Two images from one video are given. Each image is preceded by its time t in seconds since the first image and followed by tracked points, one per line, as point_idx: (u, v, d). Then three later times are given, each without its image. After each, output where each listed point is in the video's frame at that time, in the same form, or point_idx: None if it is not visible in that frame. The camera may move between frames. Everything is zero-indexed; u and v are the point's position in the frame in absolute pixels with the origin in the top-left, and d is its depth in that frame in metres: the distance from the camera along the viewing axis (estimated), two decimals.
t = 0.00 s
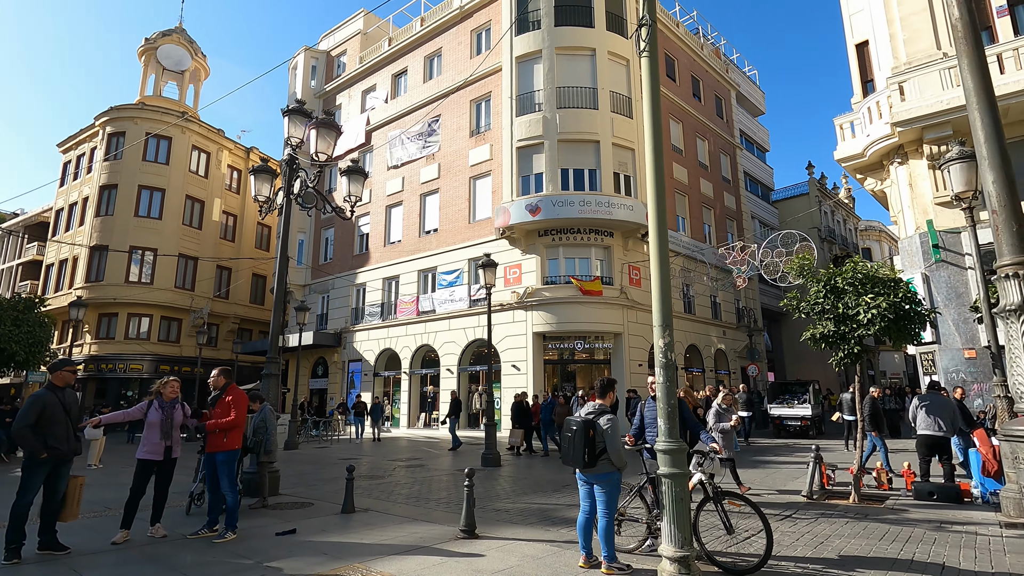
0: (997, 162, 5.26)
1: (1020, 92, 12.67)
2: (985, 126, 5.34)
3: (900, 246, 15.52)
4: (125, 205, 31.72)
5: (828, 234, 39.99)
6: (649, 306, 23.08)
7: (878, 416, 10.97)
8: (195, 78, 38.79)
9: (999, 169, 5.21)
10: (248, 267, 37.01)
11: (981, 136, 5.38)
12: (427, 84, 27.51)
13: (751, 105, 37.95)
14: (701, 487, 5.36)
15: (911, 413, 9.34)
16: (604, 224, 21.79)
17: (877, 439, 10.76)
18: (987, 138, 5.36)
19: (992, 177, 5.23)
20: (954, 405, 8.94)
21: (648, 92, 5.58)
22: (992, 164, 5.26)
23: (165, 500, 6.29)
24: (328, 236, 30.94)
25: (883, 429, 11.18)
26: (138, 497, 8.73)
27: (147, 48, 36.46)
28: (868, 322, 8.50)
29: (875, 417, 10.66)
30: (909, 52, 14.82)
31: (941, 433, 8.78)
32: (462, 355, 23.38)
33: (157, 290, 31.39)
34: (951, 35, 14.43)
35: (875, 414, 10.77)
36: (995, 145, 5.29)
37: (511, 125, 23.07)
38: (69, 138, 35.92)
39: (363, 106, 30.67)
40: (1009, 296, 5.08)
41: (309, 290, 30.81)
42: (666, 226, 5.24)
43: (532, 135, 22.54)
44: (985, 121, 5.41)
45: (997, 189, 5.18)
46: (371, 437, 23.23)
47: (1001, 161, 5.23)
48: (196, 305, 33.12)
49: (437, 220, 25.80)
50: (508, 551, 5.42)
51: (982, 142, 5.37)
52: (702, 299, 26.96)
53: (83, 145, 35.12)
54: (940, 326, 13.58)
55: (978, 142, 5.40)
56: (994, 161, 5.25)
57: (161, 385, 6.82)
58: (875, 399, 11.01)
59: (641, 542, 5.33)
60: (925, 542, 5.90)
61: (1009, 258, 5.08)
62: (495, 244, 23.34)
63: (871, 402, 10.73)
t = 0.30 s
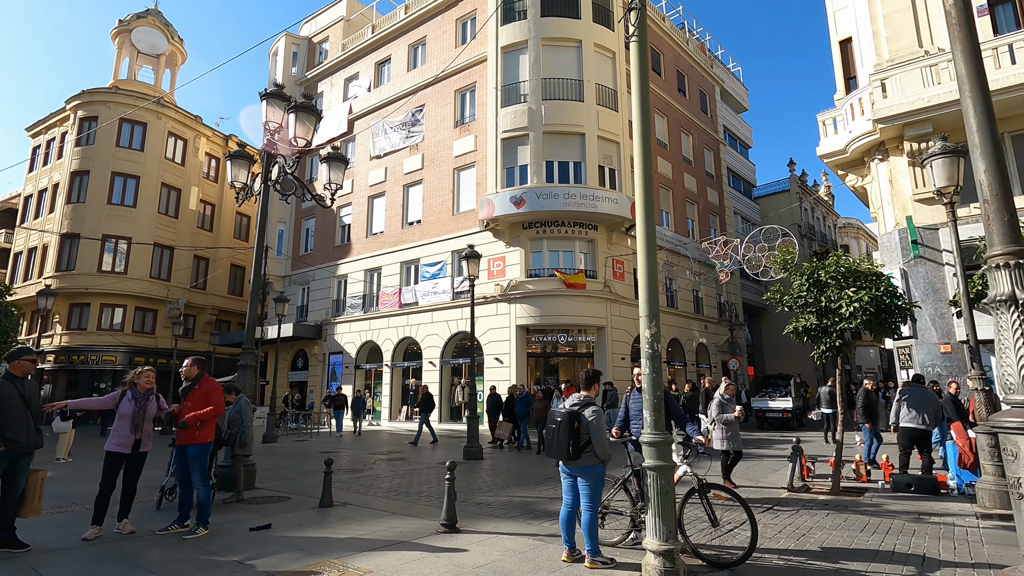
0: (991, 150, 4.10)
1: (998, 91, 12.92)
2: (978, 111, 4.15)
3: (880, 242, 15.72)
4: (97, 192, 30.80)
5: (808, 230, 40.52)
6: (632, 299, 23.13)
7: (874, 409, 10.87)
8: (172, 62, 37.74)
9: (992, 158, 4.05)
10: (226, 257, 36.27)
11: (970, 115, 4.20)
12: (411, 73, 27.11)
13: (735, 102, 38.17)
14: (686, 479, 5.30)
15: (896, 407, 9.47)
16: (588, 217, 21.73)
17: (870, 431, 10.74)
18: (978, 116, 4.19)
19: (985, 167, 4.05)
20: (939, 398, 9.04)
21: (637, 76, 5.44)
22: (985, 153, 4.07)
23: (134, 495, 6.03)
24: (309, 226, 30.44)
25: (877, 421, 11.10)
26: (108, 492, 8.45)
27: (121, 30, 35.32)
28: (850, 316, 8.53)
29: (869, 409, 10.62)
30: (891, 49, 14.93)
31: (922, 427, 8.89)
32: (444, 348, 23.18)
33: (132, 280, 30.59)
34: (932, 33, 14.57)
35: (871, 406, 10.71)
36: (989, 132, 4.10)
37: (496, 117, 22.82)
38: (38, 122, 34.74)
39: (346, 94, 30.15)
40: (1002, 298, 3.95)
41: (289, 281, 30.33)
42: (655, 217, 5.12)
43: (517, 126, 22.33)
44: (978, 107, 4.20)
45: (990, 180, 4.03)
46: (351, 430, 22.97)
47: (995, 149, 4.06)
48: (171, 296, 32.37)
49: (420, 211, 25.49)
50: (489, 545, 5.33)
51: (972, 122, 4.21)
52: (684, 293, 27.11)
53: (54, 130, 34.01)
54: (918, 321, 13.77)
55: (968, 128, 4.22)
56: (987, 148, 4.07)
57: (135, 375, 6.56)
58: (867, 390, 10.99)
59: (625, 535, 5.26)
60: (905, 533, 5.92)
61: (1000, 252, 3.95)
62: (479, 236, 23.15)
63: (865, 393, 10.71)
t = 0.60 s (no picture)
0: (989, 138, 3.96)
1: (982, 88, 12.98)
2: (975, 95, 4.02)
3: (863, 238, 15.81)
4: (70, 181, 29.89)
5: (791, 227, 40.86)
6: (618, 294, 23.06)
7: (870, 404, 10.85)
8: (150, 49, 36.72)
9: (992, 145, 3.92)
10: (205, 249, 35.52)
11: (967, 100, 4.08)
12: (396, 63, 26.65)
13: (721, 99, 38.24)
14: (671, 477, 5.18)
15: (879, 403, 9.46)
16: (574, 212, 21.59)
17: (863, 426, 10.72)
18: (975, 102, 4.05)
19: (983, 155, 3.93)
20: (922, 394, 9.04)
21: (625, 58, 5.24)
22: (983, 140, 3.94)
23: (96, 495, 5.74)
24: (291, 218, 29.92)
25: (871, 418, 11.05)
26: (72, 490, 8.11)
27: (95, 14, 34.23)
28: (835, 311, 8.49)
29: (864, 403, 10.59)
30: (877, 46, 14.95)
31: (905, 423, 8.89)
32: (428, 343, 22.92)
33: (107, 272, 29.76)
34: (918, 31, 14.61)
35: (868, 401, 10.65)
36: (988, 118, 3.97)
37: (482, 109, 22.54)
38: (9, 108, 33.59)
39: (329, 84, 29.59)
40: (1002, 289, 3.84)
41: (270, 274, 29.81)
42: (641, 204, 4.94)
43: (503, 119, 22.07)
44: (977, 92, 4.06)
45: (987, 169, 3.91)
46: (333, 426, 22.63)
47: (993, 137, 3.93)
48: (148, 289, 31.59)
49: (404, 204, 25.13)
50: (468, 545, 5.15)
51: (968, 107, 4.08)
52: (670, 289, 27.13)
53: (25, 116, 32.91)
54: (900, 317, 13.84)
55: (966, 113, 4.07)
56: (985, 136, 3.94)
57: (100, 368, 6.23)
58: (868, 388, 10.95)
59: (608, 535, 5.10)
60: (889, 530, 5.87)
61: (998, 242, 3.83)
62: (464, 229, 22.88)
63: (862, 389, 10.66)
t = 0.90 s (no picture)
0: (996, 128, 3.46)
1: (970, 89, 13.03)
2: (981, 80, 3.51)
3: (851, 238, 15.83)
4: (48, 174, 29.17)
5: (779, 227, 41.06)
6: (606, 293, 22.95)
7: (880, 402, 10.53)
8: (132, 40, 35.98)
9: (998, 135, 3.43)
10: (189, 245, 34.90)
11: (972, 85, 3.57)
12: (384, 58, 26.31)
13: (710, 99, 38.31)
14: (662, 478, 5.03)
15: (864, 403, 9.41)
16: (563, 210, 21.42)
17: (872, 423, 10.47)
18: (978, 87, 3.55)
19: (989, 145, 3.44)
20: (909, 394, 9.02)
21: (616, 45, 5.04)
22: (989, 130, 3.44)
23: (59, 498, 5.44)
24: (276, 214, 29.48)
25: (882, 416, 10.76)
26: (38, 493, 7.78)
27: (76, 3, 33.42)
28: (826, 310, 8.40)
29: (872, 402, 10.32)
30: (866, 46, 14.94)
31: (893, 423, 8.83)
32: (415, 341, 22.65)
33: (86, 268, 29.08)
34: (907, 32, 14.63)
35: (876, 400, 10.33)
36: (995, 104, 3.48)
37: (471, 105, 22.31)
38: None
39: (316, 79, 29.17)
40: (1008, 290, 3.37)
41: (255, 271, 29.36)
42: (631, 195, 4.77)
43: (492, 115, 21.85)
44: (981, 76, 3.57)
45: (993, 160, 3.41)
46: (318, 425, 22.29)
47: (1000, 126, 3.44)
48: (129, 285, 30.94)
49: (391, 201, 24.82)
50: (450, 550, 4.95)
51: (973, 93, 3.57)
52: (658, 288, 27.09)
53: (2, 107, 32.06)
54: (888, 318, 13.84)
55: (970, 100, 3.58)
56: (991, 124, 3.45)
57: (64, 365, 5.91)
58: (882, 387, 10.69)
59: (597, 538, 4.93)
60: (881, 532, 5.75)
61: (1003, 237, 3.36)
62: (452, 226, 22.63)
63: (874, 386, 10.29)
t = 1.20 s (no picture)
0: (1013, 110, 3.30)
1: (961, 85, 13.01)
2: (999, 61, 3.34)
3: (842, 234, 15.82)
4: (26, 164, 28.38)
5: (767, 224, 41.25)
6: (596, 288, 22.84)
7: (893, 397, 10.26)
8: (114, 28, 35.12)
9: (1016, 116, 3.26)
10: (172, 238, 34.23)
11: (989, 65, 3.40)
12: (373, 49, 25.90)
13: (701, 95, 38.27)
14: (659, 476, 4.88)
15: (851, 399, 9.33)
16: (554, 204, 21.24)
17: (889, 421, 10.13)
18: (994, 65, 3.37)
19: (1005, 128, 3.27)
20: (897, 390, 8.98)
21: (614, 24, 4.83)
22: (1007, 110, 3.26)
23: (25, 497, 5.15)
24: (263, 207, 29.00)
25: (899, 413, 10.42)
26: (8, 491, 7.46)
27: None
28: (821, 304, 8.29)
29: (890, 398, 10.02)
30: (858, 41, 14.88)
31: (882, 418, 8.77)
32: (404, 336, 22.37)
33: (66, 260, 28.37)
34: (899, 27, 14.59)
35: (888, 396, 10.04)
36: (1013, 85, 3.30)
37: (461, 97, 22.01)
38: None
39: (304, 69, 28.68)
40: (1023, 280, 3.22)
41: (241, 265, 28.86)
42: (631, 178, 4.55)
43: (482, 108, 21.57)
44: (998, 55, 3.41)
45: (1011, 143, 3.24)
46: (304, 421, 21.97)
47: (1018, 109, 3.26)
48: (111, 278, 30.26)
49: (380, 194, 24.48)
50: (438, 550, 4.76)
51: (990, 73, 3.39)
52: (648, 283, 27.04)
53: None
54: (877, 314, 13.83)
55: (986, 80, 3.42)
56: (1007, 106, 3.28)
57: (31, 357, 5.61)
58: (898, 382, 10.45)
59: (591, 538, 4.76)
60: (878, 529, 5.66)
61: (1019, 225, 3.21)
62: (442, 220, 22.36)
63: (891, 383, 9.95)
